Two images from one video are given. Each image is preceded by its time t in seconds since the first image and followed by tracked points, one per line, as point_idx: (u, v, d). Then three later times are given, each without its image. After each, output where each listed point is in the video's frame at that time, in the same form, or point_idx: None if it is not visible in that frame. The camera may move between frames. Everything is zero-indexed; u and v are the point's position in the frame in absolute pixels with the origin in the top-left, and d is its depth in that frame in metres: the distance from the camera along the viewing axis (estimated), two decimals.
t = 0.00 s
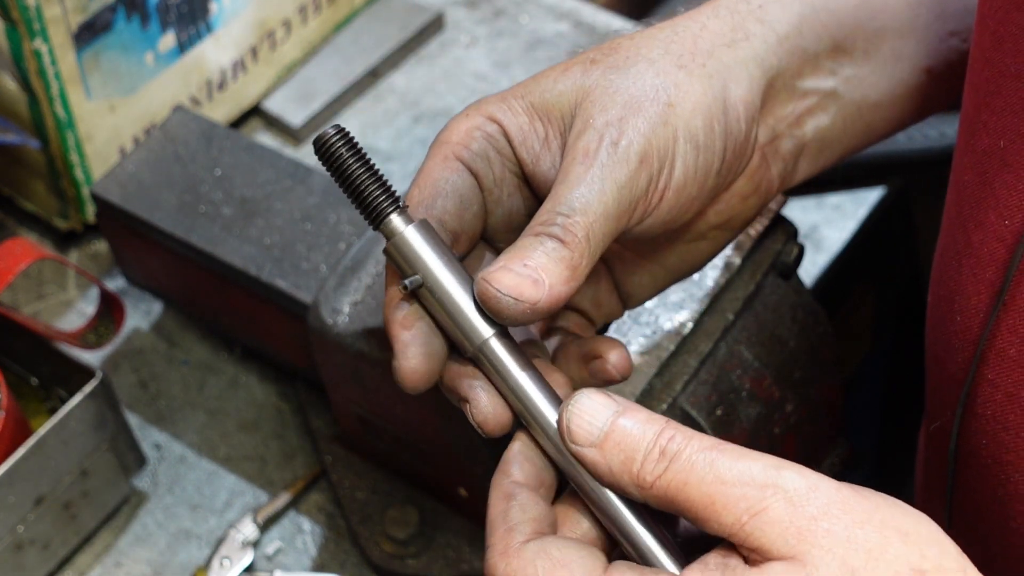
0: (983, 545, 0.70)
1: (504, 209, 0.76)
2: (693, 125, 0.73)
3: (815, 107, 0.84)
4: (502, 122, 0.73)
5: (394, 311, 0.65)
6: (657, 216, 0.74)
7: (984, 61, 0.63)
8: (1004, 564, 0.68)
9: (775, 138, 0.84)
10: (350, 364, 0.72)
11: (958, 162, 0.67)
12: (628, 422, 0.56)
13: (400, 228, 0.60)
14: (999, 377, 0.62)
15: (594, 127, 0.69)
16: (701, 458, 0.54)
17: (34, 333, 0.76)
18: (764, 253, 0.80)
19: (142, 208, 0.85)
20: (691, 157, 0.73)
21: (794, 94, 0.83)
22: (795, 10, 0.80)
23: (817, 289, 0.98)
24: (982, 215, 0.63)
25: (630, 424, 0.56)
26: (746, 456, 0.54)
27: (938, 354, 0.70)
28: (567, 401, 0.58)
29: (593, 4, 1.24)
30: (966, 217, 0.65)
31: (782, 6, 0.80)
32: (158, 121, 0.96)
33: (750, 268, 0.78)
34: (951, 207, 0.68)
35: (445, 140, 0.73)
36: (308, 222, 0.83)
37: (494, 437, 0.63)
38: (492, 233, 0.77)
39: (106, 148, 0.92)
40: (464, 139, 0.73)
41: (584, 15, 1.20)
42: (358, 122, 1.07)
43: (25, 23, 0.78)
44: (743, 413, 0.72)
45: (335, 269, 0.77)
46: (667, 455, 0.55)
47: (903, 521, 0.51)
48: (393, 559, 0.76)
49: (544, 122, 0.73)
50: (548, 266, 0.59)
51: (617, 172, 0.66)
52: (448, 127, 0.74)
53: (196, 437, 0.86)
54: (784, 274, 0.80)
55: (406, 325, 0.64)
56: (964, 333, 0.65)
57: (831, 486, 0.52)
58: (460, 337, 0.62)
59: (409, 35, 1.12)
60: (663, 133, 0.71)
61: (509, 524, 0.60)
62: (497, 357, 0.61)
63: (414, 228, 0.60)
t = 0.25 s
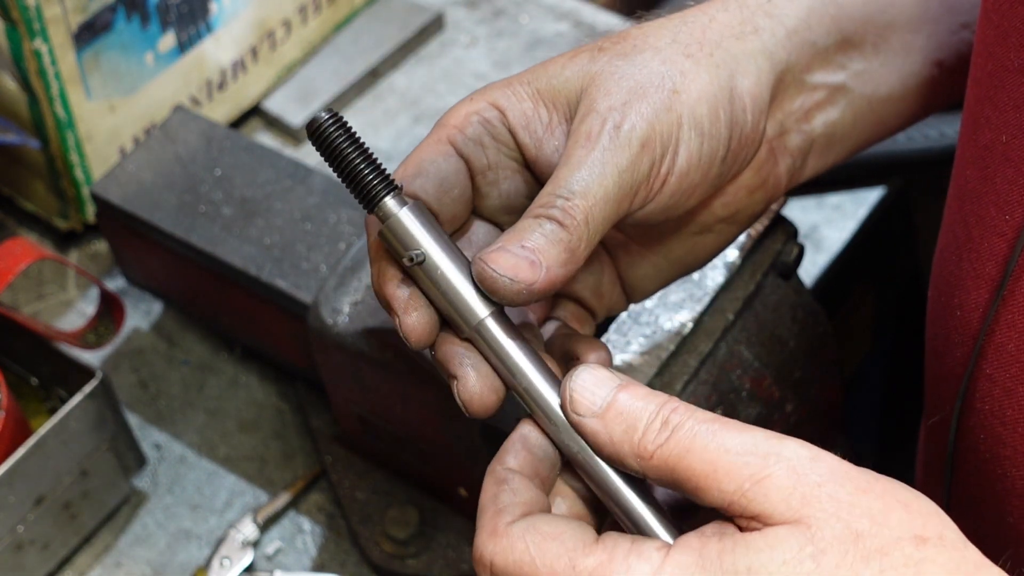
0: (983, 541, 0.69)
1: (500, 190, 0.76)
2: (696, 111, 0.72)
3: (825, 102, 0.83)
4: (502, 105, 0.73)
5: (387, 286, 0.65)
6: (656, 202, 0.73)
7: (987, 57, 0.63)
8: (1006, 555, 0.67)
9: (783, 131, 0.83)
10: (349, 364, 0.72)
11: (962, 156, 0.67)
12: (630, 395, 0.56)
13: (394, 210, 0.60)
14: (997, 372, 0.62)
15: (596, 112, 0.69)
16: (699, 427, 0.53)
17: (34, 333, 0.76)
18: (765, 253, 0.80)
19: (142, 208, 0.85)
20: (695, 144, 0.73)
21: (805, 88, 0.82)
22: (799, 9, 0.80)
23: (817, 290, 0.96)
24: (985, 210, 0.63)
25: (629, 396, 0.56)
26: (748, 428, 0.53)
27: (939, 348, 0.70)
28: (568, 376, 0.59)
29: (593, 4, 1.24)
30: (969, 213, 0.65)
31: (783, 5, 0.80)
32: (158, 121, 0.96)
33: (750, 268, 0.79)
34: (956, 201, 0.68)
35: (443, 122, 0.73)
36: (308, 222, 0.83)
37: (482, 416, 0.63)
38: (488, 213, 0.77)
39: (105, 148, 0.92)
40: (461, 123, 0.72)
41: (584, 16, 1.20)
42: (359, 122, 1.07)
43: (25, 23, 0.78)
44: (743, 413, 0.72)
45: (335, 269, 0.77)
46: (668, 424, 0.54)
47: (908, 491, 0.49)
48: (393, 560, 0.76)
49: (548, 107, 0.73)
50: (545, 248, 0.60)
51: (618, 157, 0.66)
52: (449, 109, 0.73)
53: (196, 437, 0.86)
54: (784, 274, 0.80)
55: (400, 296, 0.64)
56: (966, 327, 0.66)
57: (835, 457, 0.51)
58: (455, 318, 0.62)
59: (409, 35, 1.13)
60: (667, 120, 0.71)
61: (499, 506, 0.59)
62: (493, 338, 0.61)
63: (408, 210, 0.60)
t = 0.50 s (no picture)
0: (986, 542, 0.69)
1: (513, 183, 0.77)
2: (714, 118, 0.72)
3: (835, 108, 0.83)
4: (521, 97, 0.73)
5: (399, 275, 0.65)
6: (668, 210, 0.73)
7: (991, 58, 0.63)
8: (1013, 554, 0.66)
9: (793, 137, 0.83)
10: (349, 364, 0.72)
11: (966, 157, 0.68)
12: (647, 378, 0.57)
13: (413, 203, 0.61)
14: (1000, 374, 0.62)
15: (614, 114, 0.68)
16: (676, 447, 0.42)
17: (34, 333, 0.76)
18: (765, 253, 0.79)
19: (142, 208, 0.85)
20: (711, 151, 0.72)
21: (813, 95, 0.82)
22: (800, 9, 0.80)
23: (817, 289, 0.96)
24: (989, 212, 0.64)
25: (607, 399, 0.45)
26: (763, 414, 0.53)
27: (945, 348, 0.70)
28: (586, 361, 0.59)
29: (593, 4, 1.24)
30: (973, 214, 0.66)
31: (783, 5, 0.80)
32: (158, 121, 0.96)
33: (750, 268, 0.78)
34: (959, 201, 0.68)
35: (461, 110, 0.73)
36: (308, 222, 0.83)
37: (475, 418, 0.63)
38: (498, 206, 0.78)
39: (105, 148, 0.92)
40: (481, 112, 0.73)
41: (584, 16, 1.20)
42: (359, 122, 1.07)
43: (25, 23, 0.78)
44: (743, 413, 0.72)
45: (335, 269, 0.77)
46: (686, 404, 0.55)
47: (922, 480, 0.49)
48: (393, 560, 0.76)
49: (567, 105, 0.74)
50: (558, 253, 0.60)
51: (634, 163, 0.65)
52: (467, 98, 0.74)
53: (197, 437, 0.86)
54: (784, 274, 0.80)
55: (412, 286, 0.64)
56: (971, 328, 0.66)
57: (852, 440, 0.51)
58: (466, 319, 0.62)
59: (409, 34, 1.12)
60: (684, 126, 0.70)
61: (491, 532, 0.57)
62: (501, 346, 0.60)
63: (427, 206, 0.61)
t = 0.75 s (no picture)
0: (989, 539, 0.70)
1: (536, 169, 0.78)
2: (747, 144, 0.73)
3: (848, 125, 0.84)
4: (554, 83, 0.75)
5: (426, 259, 0.64)
6: (689, 228, 0.74)
7: (996, 58, 0.63)
8: None
9: (807, 153, 0.82)
10: (350, 364, 0.72)
11: (971, 157, 0.68)
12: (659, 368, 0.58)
13: (461, 200, 0.59)
14: (1007, 375, 0.63)
15: (653, 129, 0.70)
16: (665, 368, 0.48)
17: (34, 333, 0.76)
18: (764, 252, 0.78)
19: (143, 208, 0.85)
20: (738, 176, 0.73)
21: (831, 115, 0.82)
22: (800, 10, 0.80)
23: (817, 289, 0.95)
24: (994, 213, 0.64)
25: (597, 323, 0.51)
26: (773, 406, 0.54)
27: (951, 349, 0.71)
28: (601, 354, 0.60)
29: (594, 4, 1.24)
30: (979, 213, 0.66)
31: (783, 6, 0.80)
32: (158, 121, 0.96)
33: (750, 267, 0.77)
34: (965, 202, 0.69)
35: (498, 88, 0.74)
36: (308, 222, 0.83)
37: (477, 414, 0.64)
38: (518, 191, 0.79)
39: (106, 148, 0.92)
40: (517, 92, 0.74)
41: (584, 16, 1.20)
42: (359, 123, 1.07)
43: (25, 23, 0.78)
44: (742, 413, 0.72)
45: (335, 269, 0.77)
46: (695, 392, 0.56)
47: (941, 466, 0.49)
48: (393, 559, 0.76)
49: (601, 102, 0.75)
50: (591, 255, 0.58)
51: (668, 183, 0.68)
52: (504, 76, 0.75)
53: (197, 436, 0.86)
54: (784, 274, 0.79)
55: (441, 277, 0.63)
56: (977, 329, 0.67)
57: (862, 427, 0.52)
58: (485, 325, 0.60)
59: (409, 35, 1.13)
60: (718, 150, 0.71)
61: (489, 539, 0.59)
62: (515, 360, 0.59)
63: (474, 205, 0.59)
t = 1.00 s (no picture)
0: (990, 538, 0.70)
1: (550, 166, 0.77)
2: (761, 149, 0.73)
3: (857, 129, 0.84)
4: (570, 79, 0.75)
5: (442, 253, 0.63)
6: (700, 230, 0.74)
7: (1002, 59, 0.64)
8: None
9: (815, 157, 0.82)
10: (350, 364, 0.72)
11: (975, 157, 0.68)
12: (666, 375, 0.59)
13: (482, 201, 0.58)
14: (1012, 373, 0.62)
15: (668, 132, 0.71)
16: (673, 372, 0.48)
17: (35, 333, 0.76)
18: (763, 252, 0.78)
19: (143, 208, 0.85)
20: (750, 181, 0.74)
21: (843, 117, 0.82)
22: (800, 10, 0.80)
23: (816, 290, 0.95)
24: (998, 212, 0.64)
25: (606, 327, 0.51)
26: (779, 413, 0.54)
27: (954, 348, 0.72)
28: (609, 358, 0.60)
29: (594, 4, 1.24)
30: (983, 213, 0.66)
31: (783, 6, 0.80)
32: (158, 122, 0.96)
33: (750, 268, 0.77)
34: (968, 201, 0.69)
35: (515, 83, 0.73)
36: (308, 222, 0.84)
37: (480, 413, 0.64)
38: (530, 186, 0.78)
39: (106, 148, 0.92)
40: (534, 88, 0.73)
41: (584, 16, 1.20)
42: (359, 123, 1.07)
43: (26, 24, 0.78)
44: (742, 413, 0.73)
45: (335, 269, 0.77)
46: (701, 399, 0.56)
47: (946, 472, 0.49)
48: (393, 559, 0.76)
49: (617, 101, 0.75)
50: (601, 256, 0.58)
51: (682, 187, 0.69)
52: (519, 71, 0.74)
53: (197, 436, 0.86)
54: (783, 273, 0.79)
55: (456, 274, 0.62)
56: (980, 329, 0.67)
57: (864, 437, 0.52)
58: (496, 323, 0.60)
59: (410, 35, 1.13)
60: (734, 155, 0.72)
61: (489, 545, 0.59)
62: (524, 359, 0.59)
63: (495, 206, 0.59)
